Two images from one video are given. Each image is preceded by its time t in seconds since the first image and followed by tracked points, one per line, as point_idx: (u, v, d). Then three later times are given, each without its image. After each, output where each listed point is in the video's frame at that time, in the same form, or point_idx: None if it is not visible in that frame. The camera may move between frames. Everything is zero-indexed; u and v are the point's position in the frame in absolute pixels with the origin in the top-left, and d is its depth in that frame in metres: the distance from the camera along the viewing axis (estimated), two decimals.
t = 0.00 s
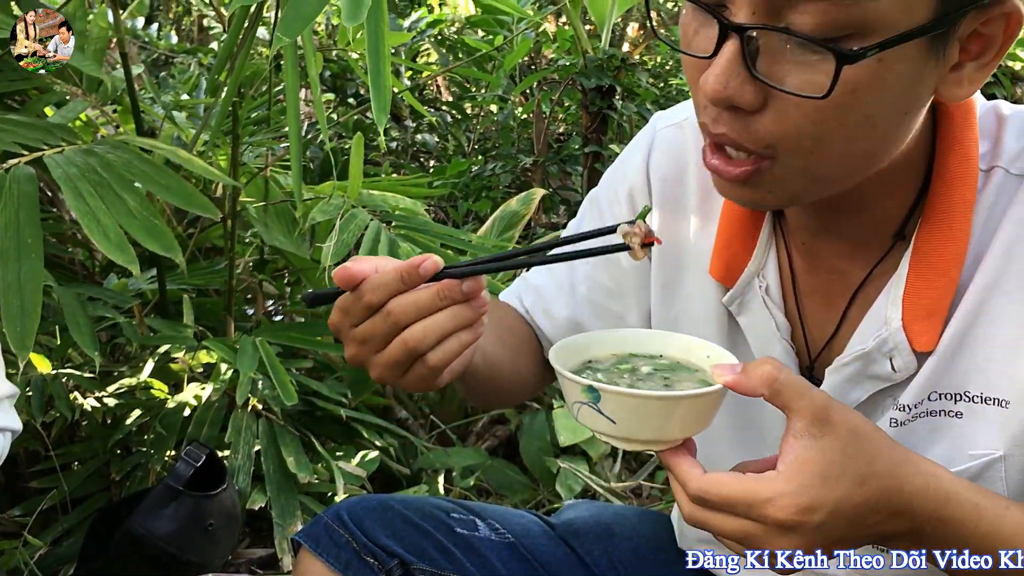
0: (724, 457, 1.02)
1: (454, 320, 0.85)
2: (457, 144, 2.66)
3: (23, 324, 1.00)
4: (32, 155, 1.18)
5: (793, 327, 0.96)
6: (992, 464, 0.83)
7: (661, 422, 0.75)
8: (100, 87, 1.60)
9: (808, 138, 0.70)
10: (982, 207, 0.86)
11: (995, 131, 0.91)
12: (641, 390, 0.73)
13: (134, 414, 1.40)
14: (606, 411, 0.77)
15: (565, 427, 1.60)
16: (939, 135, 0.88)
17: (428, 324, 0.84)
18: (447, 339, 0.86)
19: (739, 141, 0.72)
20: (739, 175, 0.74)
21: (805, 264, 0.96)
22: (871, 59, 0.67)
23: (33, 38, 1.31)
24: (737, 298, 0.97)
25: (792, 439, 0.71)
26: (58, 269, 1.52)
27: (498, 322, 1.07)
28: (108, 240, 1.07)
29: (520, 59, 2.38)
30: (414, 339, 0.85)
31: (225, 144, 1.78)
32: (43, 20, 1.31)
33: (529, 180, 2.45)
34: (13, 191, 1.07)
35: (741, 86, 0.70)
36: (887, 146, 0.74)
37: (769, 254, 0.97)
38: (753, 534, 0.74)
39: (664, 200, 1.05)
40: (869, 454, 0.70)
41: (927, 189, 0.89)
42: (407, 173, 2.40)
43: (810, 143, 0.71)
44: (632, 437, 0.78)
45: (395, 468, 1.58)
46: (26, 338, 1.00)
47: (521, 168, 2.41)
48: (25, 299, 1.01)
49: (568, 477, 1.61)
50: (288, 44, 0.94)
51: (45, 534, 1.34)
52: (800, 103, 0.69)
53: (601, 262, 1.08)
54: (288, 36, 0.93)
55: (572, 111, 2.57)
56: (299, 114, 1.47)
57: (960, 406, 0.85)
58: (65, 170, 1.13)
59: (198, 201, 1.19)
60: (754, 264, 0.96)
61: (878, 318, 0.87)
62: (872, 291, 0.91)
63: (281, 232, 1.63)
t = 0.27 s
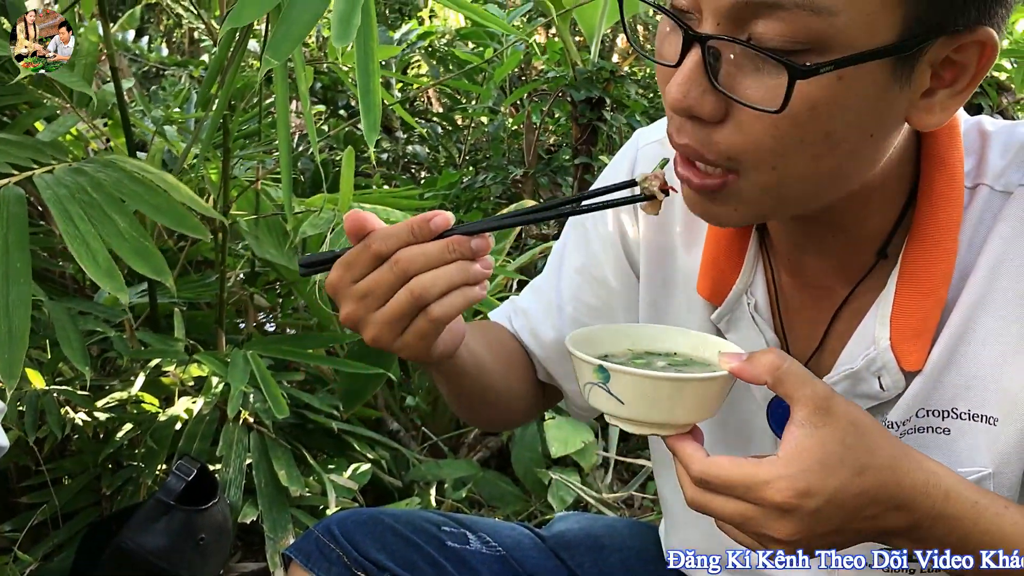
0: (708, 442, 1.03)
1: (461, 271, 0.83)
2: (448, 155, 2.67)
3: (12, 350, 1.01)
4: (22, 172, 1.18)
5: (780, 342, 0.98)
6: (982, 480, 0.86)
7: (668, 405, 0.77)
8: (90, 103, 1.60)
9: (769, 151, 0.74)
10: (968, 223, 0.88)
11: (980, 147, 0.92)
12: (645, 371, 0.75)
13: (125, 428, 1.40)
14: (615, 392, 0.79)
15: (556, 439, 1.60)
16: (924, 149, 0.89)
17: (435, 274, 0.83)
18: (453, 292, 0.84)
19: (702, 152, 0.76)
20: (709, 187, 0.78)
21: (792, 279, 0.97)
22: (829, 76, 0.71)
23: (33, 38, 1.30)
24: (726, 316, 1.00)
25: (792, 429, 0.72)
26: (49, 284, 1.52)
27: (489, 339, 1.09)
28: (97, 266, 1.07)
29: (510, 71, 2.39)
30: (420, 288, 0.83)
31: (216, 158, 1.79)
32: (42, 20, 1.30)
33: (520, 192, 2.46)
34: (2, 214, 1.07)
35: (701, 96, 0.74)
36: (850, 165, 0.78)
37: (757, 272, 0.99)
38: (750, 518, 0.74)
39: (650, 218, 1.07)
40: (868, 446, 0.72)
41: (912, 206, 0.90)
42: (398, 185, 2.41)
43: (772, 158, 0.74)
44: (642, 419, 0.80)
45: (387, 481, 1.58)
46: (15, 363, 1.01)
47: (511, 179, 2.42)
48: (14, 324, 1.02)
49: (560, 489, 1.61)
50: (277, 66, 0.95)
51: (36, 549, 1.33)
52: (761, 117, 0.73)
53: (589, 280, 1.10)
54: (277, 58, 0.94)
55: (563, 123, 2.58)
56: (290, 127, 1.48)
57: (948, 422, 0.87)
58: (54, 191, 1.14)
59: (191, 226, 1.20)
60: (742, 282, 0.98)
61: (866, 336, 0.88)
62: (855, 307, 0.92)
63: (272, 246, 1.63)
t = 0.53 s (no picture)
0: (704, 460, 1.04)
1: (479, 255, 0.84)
2: (441, 165, 2.67)
3: None
4: (14, 184, 1.18)
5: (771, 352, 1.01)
6: (973, 499, 0.87)
7: (665, 427, 0.78)
8: (84, 115, 1.61)
9: (741, 168, 0.75)
10: (960, 240, 0.89)
11: (973, 165, 0.93)
12: (643, 392, 0.75)
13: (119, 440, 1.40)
14: (612, 412, 0.80)
15: (551, 450, 1.61)
16: (920, 168, 0.90)
17: (455, 255, 0.83)
18: (471, 275, 0.85)
19: (672, 157, 0.78)
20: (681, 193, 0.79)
21: (785, 293, 0.99)
22: (795, 92, 0.72)
23: (34, 39, 1.43)
24: (719, 327, 1.01)
25: (783, 452, 0.74)
26: (41, 296, 1.52)
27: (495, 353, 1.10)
28: (89, 276, 1.07)
29: (503, 82, 2.40)
30: (440, 268, 0.83)
31: (210, 170, 1.79)
32: (44, 22, 1.44)
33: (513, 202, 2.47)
34: None
35: (670, 99, 0.76)
36: (825, 188, 0.79)
37: (749, 284, 1.00)
38: (741, 539, 0.76)
39: (647, 236, 1.07)
40: (857, 471, 0.73)
41: (900, 223, 0.92)
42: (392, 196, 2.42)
43: (744, 177, 0.76)
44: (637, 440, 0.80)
45: (382, 492, 1.58)
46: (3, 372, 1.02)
47: (504, 190, 2.43)
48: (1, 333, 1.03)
49: (554, 500, 1.61)
50: (271, 74, 0.95)
51: (29, 563, 1.33)
52: (728, 130, 0.74)
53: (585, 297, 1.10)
54: (272, 68, 0.95)
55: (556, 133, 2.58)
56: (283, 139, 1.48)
57: (939, 441, 0.88)
58: (46, 203, 1.13)
59: (182, 237, 1.18)
60: (736, 294, 0.99)
61: (858, 354, 0.89)
62: (835, 318, 0.95)
63: (266, 257, 1.63)
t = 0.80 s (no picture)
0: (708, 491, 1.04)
1: (496, 253, 0.84)
2: (437, 172, 2.68)
3: None
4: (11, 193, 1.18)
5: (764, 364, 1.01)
6: (974, 508, 0.87)
7: (669, 460, 0.78)
8: (81, 124, 1.61)
9: (705, 186, 0.77)
10: (954, 252, 0.90)
11: (968, 175, 0.94)
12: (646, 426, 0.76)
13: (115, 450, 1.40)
14: (616, 446, 0.80)
15: (548, 458, 1.61)
16: (913, 180, 0.91)
17: (471, 255, 0.83)
18: (489, 274, 0.85)
19: (639, 176, 0.80)
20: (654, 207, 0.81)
21: (779, 302, 1.00)
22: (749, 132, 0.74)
23: (34, 38, 1.45)
24: (713, 339, 1.02)
25: (786, 480, 0.73)
26: (38, 305, 1.52)
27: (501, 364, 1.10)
28: (87, 285, 1.08)
29: (499, 90, 2.40)
30: (457, 270, 0.83)
31: (207, 178, 1.80)
32: (44, 22, 1.46)
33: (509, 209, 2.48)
34: None
35: (638, 123, 0.78)
36: (789, 207, 0.81)
37: (744, 296, 1.01)
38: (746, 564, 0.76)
39: (644, 248, 1.08)
40: (859, 497, 0.73)
41: (892, 234, 0.92)
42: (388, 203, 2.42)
43: (705, 193, 0.78)
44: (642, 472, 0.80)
45: (379, 501, 1.58)
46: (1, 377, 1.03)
47: (500, 197, 2.44)
48: None
49: (552, 508, 1.61)
50: (268, 80, 0.96)
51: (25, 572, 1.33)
52: (688, 159, 0.77)
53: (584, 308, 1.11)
54: (268, 72, 0.95)
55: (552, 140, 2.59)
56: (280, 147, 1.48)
57: (937, 451, 0.89)
58: (43, 211, 1.13)
59: (181, 246, 1.19)
60: (729, 306, 1.00)
61: (856, 365, 0.90)
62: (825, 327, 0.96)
63: (263, 265, 1.63)
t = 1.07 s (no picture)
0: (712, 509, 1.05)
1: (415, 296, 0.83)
2: (434, 178, 2.69)
3: None
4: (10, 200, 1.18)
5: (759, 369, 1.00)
6: (971, 513, 0.86)
7: (672, 477, 0.78)
8: (79, 131, 1.61)
9: (714, 185, 0.77)
10: (950, 255, 0.90)
11: (962, 179, 0.95)
12: (648, 442, 0.76)
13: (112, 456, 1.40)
14: (618, 462, 0.80)
15: (546, 463, 1.61)
16: (906, 180, 0.92)
17: (388, 300, 0.83)
18: (408, 317, 0.84)
19: (647, 180, 0.80)
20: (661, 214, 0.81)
21: (776, 306, 1.00)
22: (765, 119, 0.75)
23: (33, 38, 1.41)
24: (708, 344, 1.01)
25: (790, 495, 0.74)
26: (35, 311, 1.52)
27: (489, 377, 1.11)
28: (88, 290, 1.08)
29: (496, 96, 2.41)
30: (373, 314, 0.83)
31: (205, 183, 1.80)
32: (44, 22, 1.42)
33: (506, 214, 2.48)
34: None
35: (648, 125, 0.78)
36: (803, 202, 0.81)
37: (738, 301, 1.01)
38: None
39: (636, 254, 1.09)
40: (862, 513, 0.73)
41: (888, 235, 0.93)
42: (386, 208, 2.43)
43: (717, 192, 0.78)
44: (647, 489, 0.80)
45: (376, 506, 1.58)
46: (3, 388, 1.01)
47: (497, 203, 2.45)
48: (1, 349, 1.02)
49: (549, 513, 1.61)
50: (266, 88, 0.96)
51: None
52: (702, 153, 0.77)
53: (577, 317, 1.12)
54: (267, 80, 0.95)
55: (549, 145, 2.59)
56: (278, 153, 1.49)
57: (935, 455, 0.88)
58: (44, 219, 1.14)
59: (180, 251, 1.19)
60: (724, 310, 1.01)
61: (851, 370, 0.90)
62: (825, 331, 0.96)
63: (260, 270, 1.63)
